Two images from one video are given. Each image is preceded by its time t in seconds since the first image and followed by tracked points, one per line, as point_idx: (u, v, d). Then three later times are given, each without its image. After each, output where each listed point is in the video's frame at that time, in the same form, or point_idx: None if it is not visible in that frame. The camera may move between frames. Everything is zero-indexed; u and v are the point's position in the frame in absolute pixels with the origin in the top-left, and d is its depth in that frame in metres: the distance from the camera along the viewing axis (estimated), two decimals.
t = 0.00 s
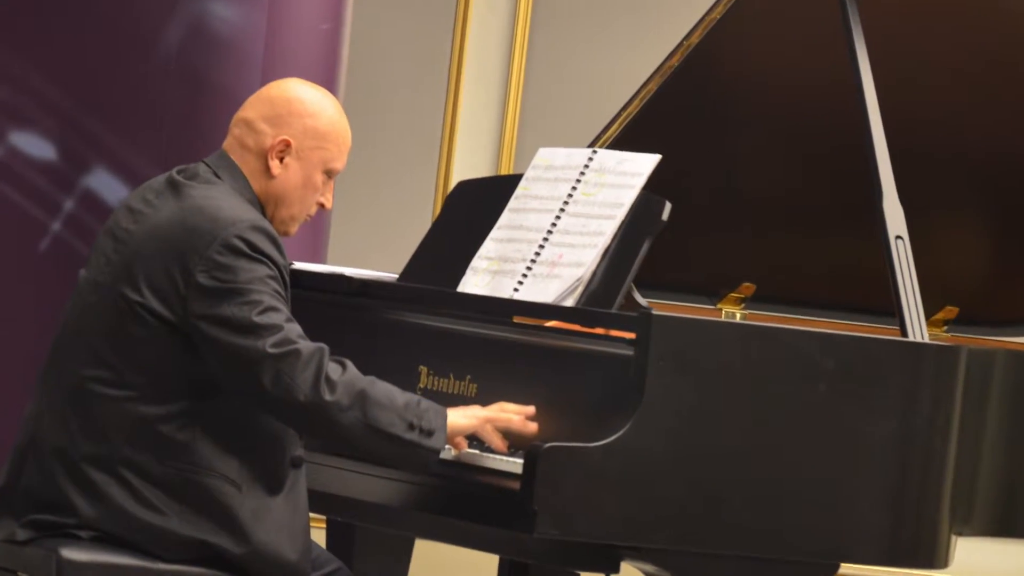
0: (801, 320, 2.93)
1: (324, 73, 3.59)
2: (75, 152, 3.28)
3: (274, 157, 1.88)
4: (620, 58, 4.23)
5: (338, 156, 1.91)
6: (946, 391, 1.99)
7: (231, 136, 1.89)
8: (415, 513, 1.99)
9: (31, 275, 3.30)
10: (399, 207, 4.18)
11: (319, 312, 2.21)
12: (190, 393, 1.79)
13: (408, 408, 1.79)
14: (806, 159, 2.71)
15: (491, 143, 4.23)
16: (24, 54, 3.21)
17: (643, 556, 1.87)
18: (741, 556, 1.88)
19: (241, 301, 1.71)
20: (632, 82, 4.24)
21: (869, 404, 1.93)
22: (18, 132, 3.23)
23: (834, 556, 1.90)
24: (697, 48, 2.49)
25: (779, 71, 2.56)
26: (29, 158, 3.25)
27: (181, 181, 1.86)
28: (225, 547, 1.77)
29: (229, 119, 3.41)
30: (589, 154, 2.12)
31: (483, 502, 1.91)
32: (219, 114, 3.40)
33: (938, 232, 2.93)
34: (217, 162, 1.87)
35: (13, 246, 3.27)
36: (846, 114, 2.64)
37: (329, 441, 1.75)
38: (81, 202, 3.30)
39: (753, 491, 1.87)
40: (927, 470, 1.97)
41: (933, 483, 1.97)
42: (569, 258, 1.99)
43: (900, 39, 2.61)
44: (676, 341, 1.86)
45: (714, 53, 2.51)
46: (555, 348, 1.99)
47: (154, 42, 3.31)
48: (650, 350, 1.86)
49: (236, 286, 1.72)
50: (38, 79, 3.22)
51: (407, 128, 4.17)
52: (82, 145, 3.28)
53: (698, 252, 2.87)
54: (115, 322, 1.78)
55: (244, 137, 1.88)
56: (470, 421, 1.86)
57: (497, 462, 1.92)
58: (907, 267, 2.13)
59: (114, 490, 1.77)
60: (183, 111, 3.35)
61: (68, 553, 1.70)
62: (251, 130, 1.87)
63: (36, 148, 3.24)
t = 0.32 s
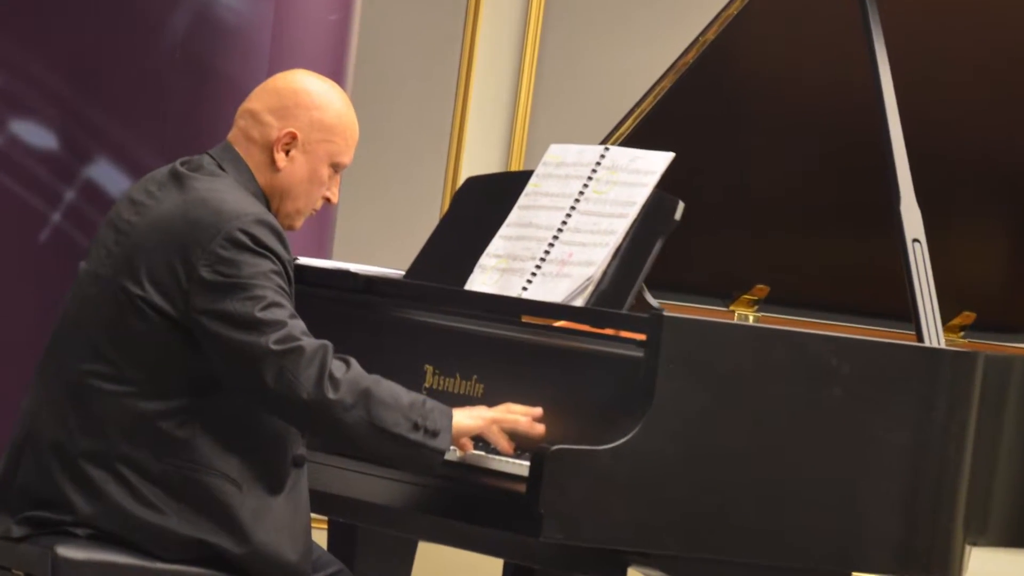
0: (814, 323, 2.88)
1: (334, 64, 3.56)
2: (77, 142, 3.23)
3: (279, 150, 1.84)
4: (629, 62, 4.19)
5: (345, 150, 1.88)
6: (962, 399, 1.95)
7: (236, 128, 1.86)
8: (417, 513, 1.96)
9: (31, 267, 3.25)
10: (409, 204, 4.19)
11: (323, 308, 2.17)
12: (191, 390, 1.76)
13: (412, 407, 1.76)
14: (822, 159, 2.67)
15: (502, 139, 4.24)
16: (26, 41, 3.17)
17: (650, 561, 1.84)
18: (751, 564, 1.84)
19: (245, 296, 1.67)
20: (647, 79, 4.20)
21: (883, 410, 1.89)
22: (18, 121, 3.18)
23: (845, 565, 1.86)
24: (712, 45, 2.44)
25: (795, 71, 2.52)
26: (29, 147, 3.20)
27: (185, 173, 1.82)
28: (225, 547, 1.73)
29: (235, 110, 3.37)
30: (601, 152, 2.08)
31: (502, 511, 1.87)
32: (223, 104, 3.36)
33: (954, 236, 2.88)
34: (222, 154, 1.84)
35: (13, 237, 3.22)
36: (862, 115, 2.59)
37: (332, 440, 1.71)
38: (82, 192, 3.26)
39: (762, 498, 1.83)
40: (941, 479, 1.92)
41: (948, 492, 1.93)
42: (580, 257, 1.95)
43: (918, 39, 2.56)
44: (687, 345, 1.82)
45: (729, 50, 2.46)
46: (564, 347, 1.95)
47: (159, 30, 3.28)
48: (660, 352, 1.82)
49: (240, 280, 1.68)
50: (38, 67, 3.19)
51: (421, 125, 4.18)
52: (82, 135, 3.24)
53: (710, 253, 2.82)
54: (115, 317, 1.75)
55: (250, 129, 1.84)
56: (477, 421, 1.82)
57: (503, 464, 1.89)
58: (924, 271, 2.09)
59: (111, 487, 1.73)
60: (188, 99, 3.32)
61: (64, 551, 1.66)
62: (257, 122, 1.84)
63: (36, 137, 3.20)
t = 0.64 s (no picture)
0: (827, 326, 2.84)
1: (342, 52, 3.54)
2: (78, 131, 3.15)
3: (285, 142, 1.80)
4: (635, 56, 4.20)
5: (352, 143, 1.84)
6: (978, 406, 1.91)
7: (242, 120, 1.82)
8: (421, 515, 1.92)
9: (32, 260, 3.18)
10: (416, 203, 4.18)
11: (327, 304, 2.13)
12: (192, 386, 1.72)
13: (417, 407, 1.72)
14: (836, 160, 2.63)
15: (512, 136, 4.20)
16: (26, 29, 3.07)
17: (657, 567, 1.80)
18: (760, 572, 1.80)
19: (248, 291, 1.64)
20: (659, 77, 4.21)
21: (897, 417, 1.85)
22: (18, 109, 3.10)
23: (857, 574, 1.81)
24: (727, 43, 2.41)
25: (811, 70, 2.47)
26: (30, 135, 3.12)
27: (188, 164, 1.79)
28: (224, 546, 1.70)
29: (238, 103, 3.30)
30: (613, 149, 2.04)
31: (507, 515, 1.82)
32: (224, 92, 3.28)
33: (970, 240, 2.84)
34: (227, 145, 1.81)
35: (12, 226, 3.15)
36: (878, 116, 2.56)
37: (335, 440, 1.67)
38: (82, 182, 3.18)
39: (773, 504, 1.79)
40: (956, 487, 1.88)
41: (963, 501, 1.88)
42: (590, 256, 1.91)
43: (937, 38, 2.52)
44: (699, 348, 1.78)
45: (746, 48, 2.43)
46: (575, 347, 1.90)
47: (163, 20, 3.19)
48: (671, 355, 1.78)
49: (243, 275, 1.64)
50: (39, 57, 3.09)
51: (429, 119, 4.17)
52: (84, 123, 3.15)
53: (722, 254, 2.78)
54: (115, 310, 1.71)
55: (255, 121, 1.80)
56: (482, 423, 1.77)
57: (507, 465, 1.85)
58: (941, 275, 2.05)
59: (109, 484, 1.70)
60: (190, 86, 3.24)
61: (60, 548, 1.63)
62: (263, 114, 1.80)
63: (37, 126, 3.11)
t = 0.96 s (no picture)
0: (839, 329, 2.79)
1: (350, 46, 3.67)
2: (80, 122, 3.04)
3: (291, 135, 1.77)
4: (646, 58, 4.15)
5: (360, 137, 1.81)
6: (995, 416, 1.87)
7: (247, 112, 1.79)
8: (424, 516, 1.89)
9: (32, 252, 3.04)
10: (424, 199, 4.15)
11: (332, 300, 2.10)
12: (192, 381, 1.69)
13: (422, 407, 1.69)
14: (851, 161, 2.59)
15: (523, 133, 4.18)
16: (31, 14, 2.95)
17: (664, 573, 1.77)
18: None
19: (251, 287, 1.60)
20: (672, 75, 4.15)
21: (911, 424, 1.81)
22: (19, 97, 2.95)
23: None
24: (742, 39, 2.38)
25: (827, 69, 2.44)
26: (29, 124, 2.97)
27: (192, 156, 1.75)
28: (223, 546, 1.67)
29: (244, 94, 3.30)
30: (626, 146, 2.01)
31: (511, 518, 1.79)
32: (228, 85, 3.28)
33: (986, 244, 2.79)
34: (232, 137, 1.78)
35: (12, 218, 3.00)
36: (894, 115, 2.53)
37: (338, 438, 1.64)
38: (84, 172, 3.07)
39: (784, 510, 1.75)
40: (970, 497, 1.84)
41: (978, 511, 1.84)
42: (600, 255, 1.88)
43: (958, 37, 2.49)
44: (710, 349, 1.74)
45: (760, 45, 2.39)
46: (582, 349, 1.87)
47: (171, 8, 3.14)
48: (681, 356, 1.74)
49: (246, 269, 1.61)
50: (44, 41, 2.97)
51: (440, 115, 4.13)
52: (87, 113, 3.05)
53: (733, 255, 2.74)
54: (115, 303, 1.68)
55: (261, 113, 1.77)
56: (488, 424, 1.75)
57: (513, 469, 1.80)
58: (957, 279, 2.01)
59: (107, 481, 1.66)
60: (195, 80, 3.21)
61: (56, 545, 1.59)
62: (269, 105, 1.77)
63: (38, 114, 2.98)
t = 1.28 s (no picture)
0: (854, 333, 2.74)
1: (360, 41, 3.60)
2: (82, 110, 3.04)
3: (297, 127, 1.74)
4: (659, 57, 4.11)
5: (367, 130, 1.77)
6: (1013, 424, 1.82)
7: (253, 103, 1.75)
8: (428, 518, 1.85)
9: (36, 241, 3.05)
10: (432, 196, 4.12)
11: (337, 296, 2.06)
12: (193, 377, 1.66)
13: (427, 406, 1.65)
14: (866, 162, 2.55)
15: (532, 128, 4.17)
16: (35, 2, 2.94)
17: None
18: None
19: (254, 281, 1.57)
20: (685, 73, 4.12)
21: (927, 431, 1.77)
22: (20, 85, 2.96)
23: None
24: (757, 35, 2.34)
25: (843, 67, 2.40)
26: (32, 113, 2.99)
27: (196, 147, 1.72)
28: (222, 545, 1.64)
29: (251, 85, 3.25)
30: (638, 143, 1.97)
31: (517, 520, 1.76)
32: (235, 74, 3.24)
33: (1002, 249, 2.75)
34: (236, 129, 1.74)
35: (11, 207, 3.01)
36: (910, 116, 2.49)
37: (340, 437, 1.61)
38: (85, 163, 3.06)
39: (795, 517, 1.71)
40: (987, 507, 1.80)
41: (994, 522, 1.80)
42: (611, 254, 1.84)
43: (977, 36, 2.45)
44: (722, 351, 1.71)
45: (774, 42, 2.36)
46: (591, 350, 1.83)
47: None
48: (691, 357, 1.71)
49: (248, 263, 1.57)
50: (46, 29, 2.97)
51: (448, 110, 4.11)
52: (89, 102, 3.04)
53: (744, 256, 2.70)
54: (116, 296, 1.65)
55: (267, 104, 1.74)
56: (494, 424, 1.71)
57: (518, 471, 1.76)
58: (974, 284, 1.97)
59: (104, 477, 1.63)
60: (197, 70, 3.17)
61: (51, 541, 1.56)
62: (275, 97, 1.73)
63: (39, 103, 2.98)
